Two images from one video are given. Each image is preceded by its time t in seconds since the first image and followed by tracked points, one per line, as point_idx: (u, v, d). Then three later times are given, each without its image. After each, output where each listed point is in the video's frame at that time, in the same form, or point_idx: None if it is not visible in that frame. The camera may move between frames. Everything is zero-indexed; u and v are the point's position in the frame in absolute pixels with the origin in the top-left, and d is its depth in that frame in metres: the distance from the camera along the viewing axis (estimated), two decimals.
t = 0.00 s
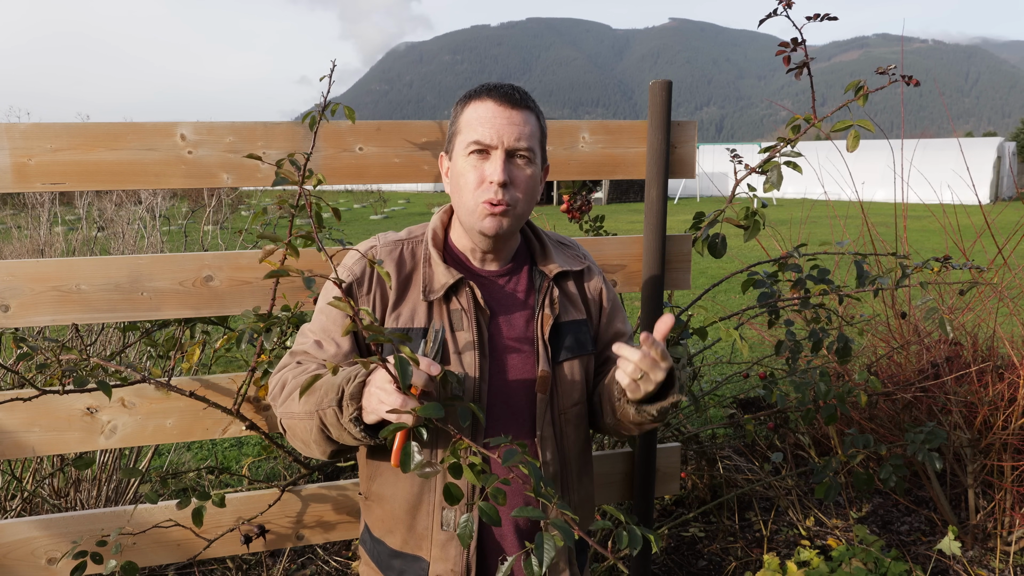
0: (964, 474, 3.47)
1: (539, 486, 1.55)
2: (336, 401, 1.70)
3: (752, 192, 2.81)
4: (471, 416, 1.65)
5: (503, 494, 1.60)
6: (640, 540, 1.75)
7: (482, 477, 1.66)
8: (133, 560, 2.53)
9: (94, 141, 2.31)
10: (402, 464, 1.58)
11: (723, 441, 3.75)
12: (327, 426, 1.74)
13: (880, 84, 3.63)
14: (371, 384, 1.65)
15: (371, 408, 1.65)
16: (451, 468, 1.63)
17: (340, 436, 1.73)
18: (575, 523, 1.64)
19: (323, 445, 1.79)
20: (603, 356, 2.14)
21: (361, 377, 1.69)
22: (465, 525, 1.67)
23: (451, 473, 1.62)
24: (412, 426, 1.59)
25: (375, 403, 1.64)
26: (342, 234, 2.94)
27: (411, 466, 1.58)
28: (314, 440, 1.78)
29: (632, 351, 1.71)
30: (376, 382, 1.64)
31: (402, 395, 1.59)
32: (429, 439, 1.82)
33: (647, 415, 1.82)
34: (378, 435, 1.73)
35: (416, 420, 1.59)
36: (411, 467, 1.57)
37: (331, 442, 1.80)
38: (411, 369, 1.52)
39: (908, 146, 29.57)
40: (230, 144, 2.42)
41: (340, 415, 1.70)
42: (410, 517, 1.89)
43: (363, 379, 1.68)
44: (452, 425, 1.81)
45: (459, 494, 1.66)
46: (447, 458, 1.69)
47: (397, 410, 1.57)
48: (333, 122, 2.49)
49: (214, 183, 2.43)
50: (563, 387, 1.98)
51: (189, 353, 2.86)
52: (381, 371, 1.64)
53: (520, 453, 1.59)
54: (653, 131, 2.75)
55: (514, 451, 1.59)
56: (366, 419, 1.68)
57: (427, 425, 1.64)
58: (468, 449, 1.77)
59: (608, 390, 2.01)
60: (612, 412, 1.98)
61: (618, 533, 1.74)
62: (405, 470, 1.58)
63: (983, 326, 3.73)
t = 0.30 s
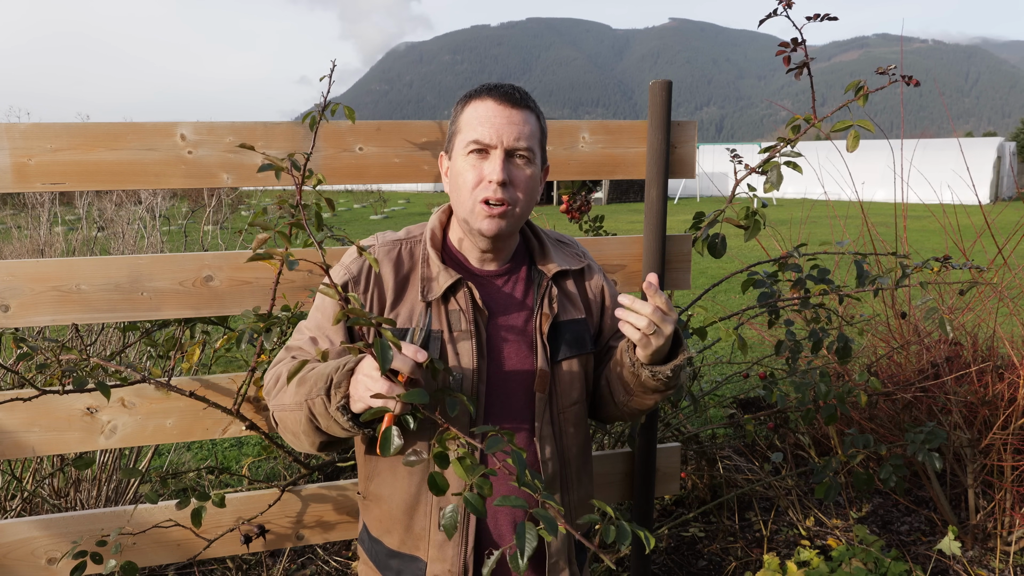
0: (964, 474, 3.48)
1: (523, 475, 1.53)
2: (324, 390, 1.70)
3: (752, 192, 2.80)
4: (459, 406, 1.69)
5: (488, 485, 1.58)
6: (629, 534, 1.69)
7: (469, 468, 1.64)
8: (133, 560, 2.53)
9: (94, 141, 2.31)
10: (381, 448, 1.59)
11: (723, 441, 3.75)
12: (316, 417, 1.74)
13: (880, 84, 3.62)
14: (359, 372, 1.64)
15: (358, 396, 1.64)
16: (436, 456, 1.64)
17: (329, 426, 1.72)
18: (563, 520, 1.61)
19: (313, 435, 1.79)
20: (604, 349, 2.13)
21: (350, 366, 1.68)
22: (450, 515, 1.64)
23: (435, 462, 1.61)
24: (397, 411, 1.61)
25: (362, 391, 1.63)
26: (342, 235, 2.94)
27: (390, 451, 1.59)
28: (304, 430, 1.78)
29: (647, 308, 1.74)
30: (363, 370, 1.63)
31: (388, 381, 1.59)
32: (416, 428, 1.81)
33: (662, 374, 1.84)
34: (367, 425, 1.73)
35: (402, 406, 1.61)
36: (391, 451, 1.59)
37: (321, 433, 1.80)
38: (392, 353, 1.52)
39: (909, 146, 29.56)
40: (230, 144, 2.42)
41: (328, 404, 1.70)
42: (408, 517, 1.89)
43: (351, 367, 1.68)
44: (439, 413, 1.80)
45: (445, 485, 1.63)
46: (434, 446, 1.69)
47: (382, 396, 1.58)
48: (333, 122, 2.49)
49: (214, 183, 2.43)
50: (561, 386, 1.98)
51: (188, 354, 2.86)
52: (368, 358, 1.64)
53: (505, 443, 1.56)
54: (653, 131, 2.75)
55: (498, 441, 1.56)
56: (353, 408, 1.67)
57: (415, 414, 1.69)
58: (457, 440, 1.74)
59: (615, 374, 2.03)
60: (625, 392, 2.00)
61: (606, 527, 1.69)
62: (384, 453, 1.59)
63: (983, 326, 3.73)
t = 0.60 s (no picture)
0: (964, 474, 3.47)
1: (516, 460, 1.53)
2: (314, 369, 1.70)
3: (752, 192, 2.81)
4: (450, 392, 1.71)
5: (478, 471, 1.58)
6: (618, 522, 1.63)
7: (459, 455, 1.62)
8: (133, 560, 2.53)
9: (94, 141, 2.31)
10: (375, 428, 1.61)
11: (723, 441, 3.75)
12: (304, 398, 1.74)
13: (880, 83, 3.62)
14: (350, 353, 1.65)
15: (348, 377, 1.64)
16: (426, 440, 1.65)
17: (316, 407, 1.72)
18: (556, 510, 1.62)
19: (298, 418, 1.78)
20: (608, 344, 2.16)
21: (343, 348, 1.69)
22: (438, 502, 1.63)
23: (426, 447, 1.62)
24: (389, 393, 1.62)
25: (352, 372, 1.63)
26: (342, 235, 2.94)
27: (384, 430, 1.60)
28: (290, 412, 1.77)
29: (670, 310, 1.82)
30: (355, 352, 1.64)
31: (381, 363, 1.59)
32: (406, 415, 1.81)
33: (683, 372, 1.90)
34: (355, 409, 1.72)
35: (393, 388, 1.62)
36: (384, 432, 1.60)
37: (307, 417, 1.79)
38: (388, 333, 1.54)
39: (908, 146, 29.56)
40: (230, 144, 2.42)
41: (317, 384, 1.70)
42: (406, 516, 1.89)
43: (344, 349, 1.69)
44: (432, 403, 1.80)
45: (435, 470, 1.64)
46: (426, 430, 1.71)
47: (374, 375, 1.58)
48: (333, 122, 2.49)
49: (214, 183, 2.43)
50: (563, 386, 1.98)
51: (189, 354, 2.86)
52: (361, 341, 1.65)
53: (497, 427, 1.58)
54: (653, 131, 2.75)
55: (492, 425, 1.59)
56: (342, 390, 1.67)
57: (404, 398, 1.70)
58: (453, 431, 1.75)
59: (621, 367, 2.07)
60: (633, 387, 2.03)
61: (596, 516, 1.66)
62: (377, 433, 1.60)
63: (983, 326, 3.74)
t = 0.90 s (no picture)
0: (964, 474, 3.47)
1: (515, 483, 1.52)
2: (319, 373, 1.69)
3: (752, 192, 2.81)
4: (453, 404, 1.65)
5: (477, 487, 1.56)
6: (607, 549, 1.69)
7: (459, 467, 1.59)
8: (133, 560, 2.53)
9: (94, 141, 2.31)
10: (381, 443, 1.47)
11: (723, 441, 3.75)
12: (307, 398, 1.74)
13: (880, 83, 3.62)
14: (358, 362, 1.64)
15: (354, 385, 1.64)
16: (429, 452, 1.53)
17: (319, 410, 1.73)
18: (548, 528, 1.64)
19: (298, 417, 1.79)
20: (619, 346, 2.15)
21: (349, 353, 1.68)
22: (434, 513, 1.59)
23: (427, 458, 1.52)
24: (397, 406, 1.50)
25: (360, 381, 1.63)
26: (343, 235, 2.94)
27: (390, 447, 1.47)
28: (291, 410, 1.77)
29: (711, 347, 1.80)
30: (363, 360, 1.63)
31: (391, 376, 1.59)
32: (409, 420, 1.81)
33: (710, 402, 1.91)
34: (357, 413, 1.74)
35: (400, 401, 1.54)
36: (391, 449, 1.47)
37: (308, 416, 1.80)
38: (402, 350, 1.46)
39: (908, 146, 29.56)
40: (230, 144, 2.42)
41: (322, 387, 1.70)
42: (403, 514, 1.89)
43: (350, 355, 1.67)
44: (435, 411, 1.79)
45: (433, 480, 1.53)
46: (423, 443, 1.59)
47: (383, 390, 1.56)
48: (334, 122, 2.49)
49: (214, 183, 2.43)
50: (566, 387, 1.98)
51: (189, 354, 2.86)
52: (371, 350, 1.63)
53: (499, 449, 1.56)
54: (653, 131, 2.75)
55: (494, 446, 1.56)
56: (348, 396, 1.67)
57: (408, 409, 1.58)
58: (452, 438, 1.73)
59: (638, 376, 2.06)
60: (649, 397, 2.02)
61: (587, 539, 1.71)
62: (384, 449, 1.46)
63: (983, 326, 3.73)
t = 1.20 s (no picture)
0: (964, 474, 3.47)
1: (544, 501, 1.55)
2: (341, 415, 1.70)
3: (752, 192, 2.81)
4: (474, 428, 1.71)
5: (509, 506, 1.60)
6: (644, 545, 1.79)
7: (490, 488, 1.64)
8: (133, 560, 2.53)
9: (94, 141, 2.31)
10: (408, 491, 1.61)
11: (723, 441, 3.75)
12: (333, 438, 1.75)
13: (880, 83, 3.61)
14: (376, 403, 1.66)
15: (376, 426, 1.66)
16: (458, 482, 1.63)
17: (346, 447, 1.74)
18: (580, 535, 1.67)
19: (328, 453, 1.80)
20: (607, 365, 2.15)
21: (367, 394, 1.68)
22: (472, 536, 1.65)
23: (458, 488, 1.62)
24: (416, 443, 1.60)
25: (381, 421, 1.65)
26: (343, 235, 2.94)
27: (417, 493, 1.61)
28: (320, 449, 1.78)
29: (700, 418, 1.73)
30: (381, 402, 1.65)
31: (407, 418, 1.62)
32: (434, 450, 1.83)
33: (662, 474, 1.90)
34: (383, 447, 1.75)
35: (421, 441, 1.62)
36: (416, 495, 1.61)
37: (338, 450, 1.81)
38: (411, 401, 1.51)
39: (908, 146, 29.56)
40: (230, 144, 2.42)
41: (346, 428, 1.71)
42: (413, 516, 1.89)
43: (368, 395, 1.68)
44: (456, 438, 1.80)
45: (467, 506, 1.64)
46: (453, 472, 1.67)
47: (403, 434, 1.60)
48: (333, 122, 2.49)
49: (214, 183, 2.43)
50: (567, 386, 1.98)
51: (189, 354, 2.86)
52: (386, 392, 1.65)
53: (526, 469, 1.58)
54: (653, 131, 2.75)
55: (519, 467, 1.58)
56: (372, 434, 1.69)
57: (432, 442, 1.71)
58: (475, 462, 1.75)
59: (614, 412, 2.05)
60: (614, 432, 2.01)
61: (622, 540, 1.78)
62: (411, 497, 1.60)
63: (983, 326, 3.73)
